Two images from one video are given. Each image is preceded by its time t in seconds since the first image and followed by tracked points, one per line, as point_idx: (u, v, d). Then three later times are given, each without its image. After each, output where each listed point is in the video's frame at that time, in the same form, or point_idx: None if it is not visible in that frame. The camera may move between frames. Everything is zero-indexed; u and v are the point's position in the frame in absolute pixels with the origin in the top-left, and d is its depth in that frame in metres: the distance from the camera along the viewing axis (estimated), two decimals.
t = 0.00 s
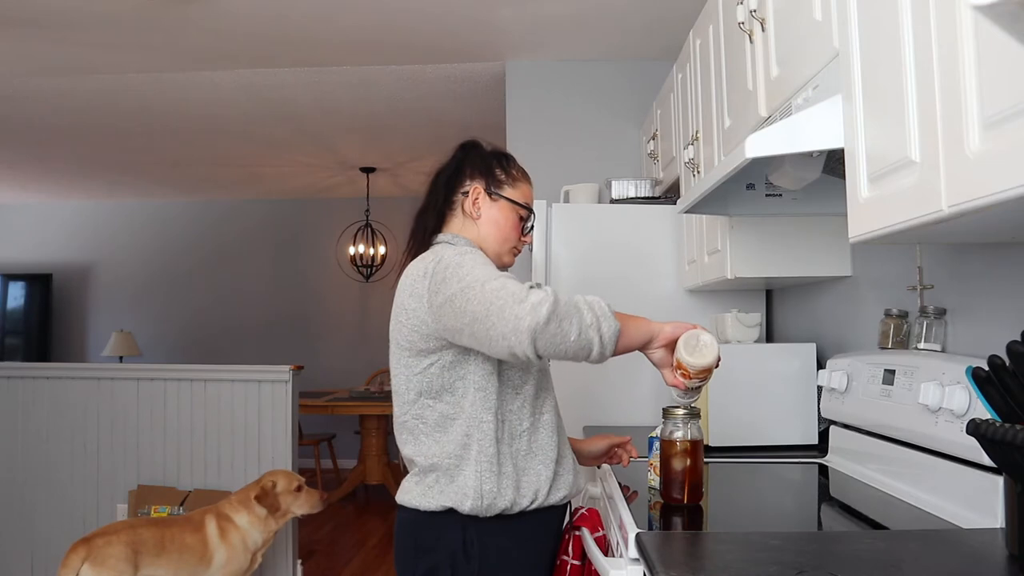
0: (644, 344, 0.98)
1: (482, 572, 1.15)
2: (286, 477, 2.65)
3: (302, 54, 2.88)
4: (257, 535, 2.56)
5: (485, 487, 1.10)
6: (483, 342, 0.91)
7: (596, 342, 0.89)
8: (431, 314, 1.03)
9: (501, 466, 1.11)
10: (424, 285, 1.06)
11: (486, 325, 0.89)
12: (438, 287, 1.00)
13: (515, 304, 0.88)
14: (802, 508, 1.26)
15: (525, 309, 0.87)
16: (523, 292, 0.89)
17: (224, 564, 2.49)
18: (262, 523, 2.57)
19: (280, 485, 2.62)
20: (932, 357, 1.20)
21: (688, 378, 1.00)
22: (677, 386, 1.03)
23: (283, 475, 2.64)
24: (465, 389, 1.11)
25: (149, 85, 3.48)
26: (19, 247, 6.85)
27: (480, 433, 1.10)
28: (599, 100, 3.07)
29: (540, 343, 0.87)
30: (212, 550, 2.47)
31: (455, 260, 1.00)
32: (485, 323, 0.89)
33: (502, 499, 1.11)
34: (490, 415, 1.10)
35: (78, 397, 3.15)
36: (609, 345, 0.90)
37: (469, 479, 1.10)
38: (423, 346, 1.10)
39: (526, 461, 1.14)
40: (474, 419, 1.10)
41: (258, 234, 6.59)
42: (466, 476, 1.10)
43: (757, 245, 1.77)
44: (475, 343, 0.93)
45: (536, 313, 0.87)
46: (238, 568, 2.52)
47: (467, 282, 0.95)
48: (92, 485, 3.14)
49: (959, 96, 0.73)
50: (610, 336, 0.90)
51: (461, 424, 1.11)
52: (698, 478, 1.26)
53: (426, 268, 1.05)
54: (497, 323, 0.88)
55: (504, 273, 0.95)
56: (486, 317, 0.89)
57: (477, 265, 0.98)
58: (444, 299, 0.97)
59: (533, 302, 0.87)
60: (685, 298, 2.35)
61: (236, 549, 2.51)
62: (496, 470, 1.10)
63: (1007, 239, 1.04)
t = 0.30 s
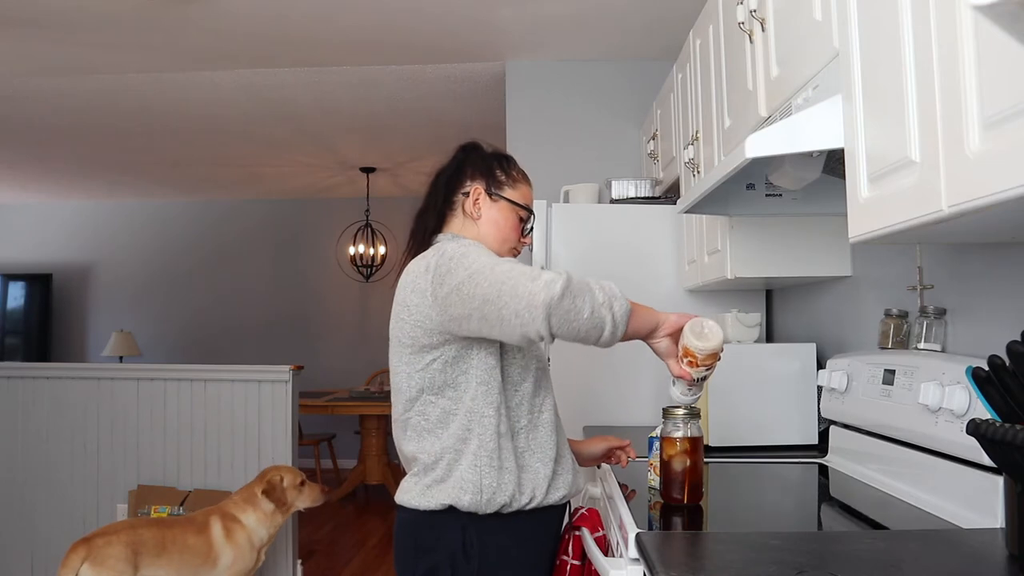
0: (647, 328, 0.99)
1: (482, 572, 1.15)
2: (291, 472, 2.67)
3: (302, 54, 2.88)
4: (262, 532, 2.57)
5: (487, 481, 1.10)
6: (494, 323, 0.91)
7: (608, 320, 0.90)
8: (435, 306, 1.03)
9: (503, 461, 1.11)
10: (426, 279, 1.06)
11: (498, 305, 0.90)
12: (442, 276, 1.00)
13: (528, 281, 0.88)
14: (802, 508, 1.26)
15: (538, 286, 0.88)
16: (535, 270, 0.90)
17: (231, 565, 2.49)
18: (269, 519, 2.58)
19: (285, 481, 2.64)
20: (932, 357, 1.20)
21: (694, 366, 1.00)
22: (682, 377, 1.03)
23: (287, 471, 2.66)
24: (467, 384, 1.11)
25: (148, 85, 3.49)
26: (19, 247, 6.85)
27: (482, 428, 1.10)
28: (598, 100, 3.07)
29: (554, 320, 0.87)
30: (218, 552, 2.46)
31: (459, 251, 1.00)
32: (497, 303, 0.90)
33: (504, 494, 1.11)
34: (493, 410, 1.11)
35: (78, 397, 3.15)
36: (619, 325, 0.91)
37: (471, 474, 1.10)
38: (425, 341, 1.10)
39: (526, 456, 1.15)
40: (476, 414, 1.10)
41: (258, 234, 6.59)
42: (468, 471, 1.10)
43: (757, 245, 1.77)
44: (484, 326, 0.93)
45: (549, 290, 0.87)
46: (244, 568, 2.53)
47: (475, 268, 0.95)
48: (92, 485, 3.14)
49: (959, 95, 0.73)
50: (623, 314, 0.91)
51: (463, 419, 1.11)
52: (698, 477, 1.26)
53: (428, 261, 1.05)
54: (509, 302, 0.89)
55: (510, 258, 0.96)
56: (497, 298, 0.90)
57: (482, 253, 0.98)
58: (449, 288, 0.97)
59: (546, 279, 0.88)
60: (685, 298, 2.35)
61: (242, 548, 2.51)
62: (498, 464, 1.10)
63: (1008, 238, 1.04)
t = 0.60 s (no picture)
0: (657, 311, 1.05)
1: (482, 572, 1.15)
2: (290, 468, 2.67)
3: (302, 54, 2.88)
4: (263, 531, 2.58)
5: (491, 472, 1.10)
6: (509, 295, 0.92)
7: (623, 291, 0.94)
8: (440, 296, 1.03)
9: (505, 454, 1.11)
10: (429, 270, 1.06)
11: (514, 276, 0.91)
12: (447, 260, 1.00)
13: (543, 251, 0.91)
14: (802, 508, 1.26)
15: (555, 255, 0.91)
16: (548, 243, 0.93)
17: (233, 565, 2.49)
18: (269, 517, 2.59)
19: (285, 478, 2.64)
20: (932, 357, 1.20)
21: (700, 352, 1.07)
22: (687, 365, 1.09)
23: (287, 468, 2.66)
24: (470, 376, 1.12)
25: (148, 85, 3.49)
26: (19, 247, 6.85)
27: (484, 419, 1.11)
28: (599, 100, 3.07)
29: (573, 285, 0.90)
30: (220, 552, 2.47)
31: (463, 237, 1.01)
32: (512, 275, 0.91)
33: (507, 486, 1.11)
34: (495, 402, 1.11)
35: (78, 397, 3.15)
36: (632, 297, 0.95)
37: (472, 465, 1.11)
38: (428, 335, 1.09)
39: (527, 449, 1.15)
40: (479, 406, 1.11)
41: (258, 234, 6.59)
42: (471, 463, 1.11)
43: (757, 245, 1.77)
44: (497, 302, 0.94)
45: (566, 257, 0.91)
46: (247, 568, 2.54)
47: (482, 248, 0.96)
48: (92, 485, 3.14)
49: (958, 95, 0.73)
50: (636, 284, 0.95)
51: (466, 411, 1.11)
52: (698, 476, 1.26)
53: (431, 253, 1.05)
54: (525, 272, 0.91)
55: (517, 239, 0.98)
56: (512, 270, 0.91)
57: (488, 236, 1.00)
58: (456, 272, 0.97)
59: (563, 248, 0.92)
60: (685, 298, 2.36)
61: (244, 548, 2.52)
62: (500, 456, 1.11)
63: (1008, 239, 1.04)
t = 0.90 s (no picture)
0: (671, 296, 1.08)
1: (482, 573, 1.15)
2: (290, 467, 2.67)
3: (302, 54, 2.88)
4: (263, 530, 2.58)
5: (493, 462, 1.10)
6: (525, 266, 0.95)
7: (635, 263, 0.99)
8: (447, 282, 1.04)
9: (507, 446, 1.11)
10: (436, 259, 1.06)
11: (532, 246, 0.95)
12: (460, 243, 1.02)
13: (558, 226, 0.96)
14: (802, 508, 1.26)
15: (570, 227, 0.95)
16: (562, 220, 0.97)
17: (233, 565, 2.49)
18: (269, 517, 2.59)
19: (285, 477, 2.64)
20: (932, 357, 1.20)
21: (702, 340, 1.12)
22: (688, 355, 1.12)
23: (287, 467, 2.66)
24: (472, 367, 1.11)
25: (148, 85, 3.49)
26: (18, 247, 6.84)
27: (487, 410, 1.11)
28: (599, 100, 3.07)
29: (591, 253, 0.94)
30: (221, 552, 2.47)
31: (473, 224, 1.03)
32: (529, 245, 0.94)
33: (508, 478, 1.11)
34: (498, 392, 1.11)
35: (78, 397, 3.14)
36: (644, 271, 1.00)
37: (473, 456, 1.10)
38: (434, 325, 1.09)
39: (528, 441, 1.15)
40: (482, 397, 1.11)
41: (258, 234, 6.59)
42: (473, 454, 1.11)
43: (757, 245, 1.77)
44: (511, 276, 0.96)
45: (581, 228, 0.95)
46: (247, 568, 2.54)
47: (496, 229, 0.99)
48: (92, 485, 3.14)
49: (958, 95, 0.73)
50: (646, 258, 1.00)
51: (469, 402, 1.11)
52: (698, 475, 1.26)
53: (436, 242, 1.06)
54: (542, 243, 0.94)
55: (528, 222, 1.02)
56: (529, 241, 0.95)
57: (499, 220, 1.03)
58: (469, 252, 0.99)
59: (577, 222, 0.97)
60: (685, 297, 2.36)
61: (245, 548, 2.52)
62: (502, 447, 1.11)
63: (1009, 238, 1.04)
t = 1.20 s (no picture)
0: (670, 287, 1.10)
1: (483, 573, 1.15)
2: (288, 466, 2.67)
3: (302, 54, 2.88)
4: (264, 529, 2.58)
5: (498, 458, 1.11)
6: (539, 257, 0.97)
7: (643, 254, 1.02)
8: (455, 275, 1.04)
9: (512, 442, 1.11)
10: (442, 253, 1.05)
11: (544, 238, 0.97)
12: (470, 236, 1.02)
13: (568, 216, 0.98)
14: (802, 508, 1.26)
15: (581, 218, 0.98)
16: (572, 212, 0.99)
17: (235, 565, 2.49)
18: (269, 515, 2.59)
19: (284, 475, 2.63)
20: (932, 357, 1.20)
21: (703, 335, 1.12)
22: (691, 351, 1.12)
23: (286, 465, 2.66)
24: (478, 362, 1.12)
25: (148, 85, 3.49)
26: (19, 247, 6.85)
27: (492, 405, 1.11)
28: (599, 100, 3.07)
29: (603, 240, 0.98)
30: (223, 553, 2.47)
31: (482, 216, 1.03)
32: (541, 236, 0.97)
33: (513, 475, 1.11)
34: (503, 388, 1.12)
35: (77, 397, 3.14)
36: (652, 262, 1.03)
37: (479, 453, 1.10)
38: (440, 320, 1.08)
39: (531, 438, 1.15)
40: (487, 393, 1.11)
41: (258, 234, 6.59)
42: (477, 450, 1.11)
43: (758, 245, 1.76)
44: (523, 267, 0.98)
45: (591, 220, 0.98)
46: (249, 567, 2.54)
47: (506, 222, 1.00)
48: (92, 485, 3.14)
49: (958, 95, 0.73)
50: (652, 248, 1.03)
51: (474, 397, 1.12)
52: (699, 476, 1.26)
53: (443, 234, 1.05)
54: (554, 234, 0.97)
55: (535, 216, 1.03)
56: (542, 232, 0.97)
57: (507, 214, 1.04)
58: (478, 246, 1.00)
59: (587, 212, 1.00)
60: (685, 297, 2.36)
61: (246, 548, 2.52)
62: (507, 444, 1.11)
63: (1008, 238, 1.04)
